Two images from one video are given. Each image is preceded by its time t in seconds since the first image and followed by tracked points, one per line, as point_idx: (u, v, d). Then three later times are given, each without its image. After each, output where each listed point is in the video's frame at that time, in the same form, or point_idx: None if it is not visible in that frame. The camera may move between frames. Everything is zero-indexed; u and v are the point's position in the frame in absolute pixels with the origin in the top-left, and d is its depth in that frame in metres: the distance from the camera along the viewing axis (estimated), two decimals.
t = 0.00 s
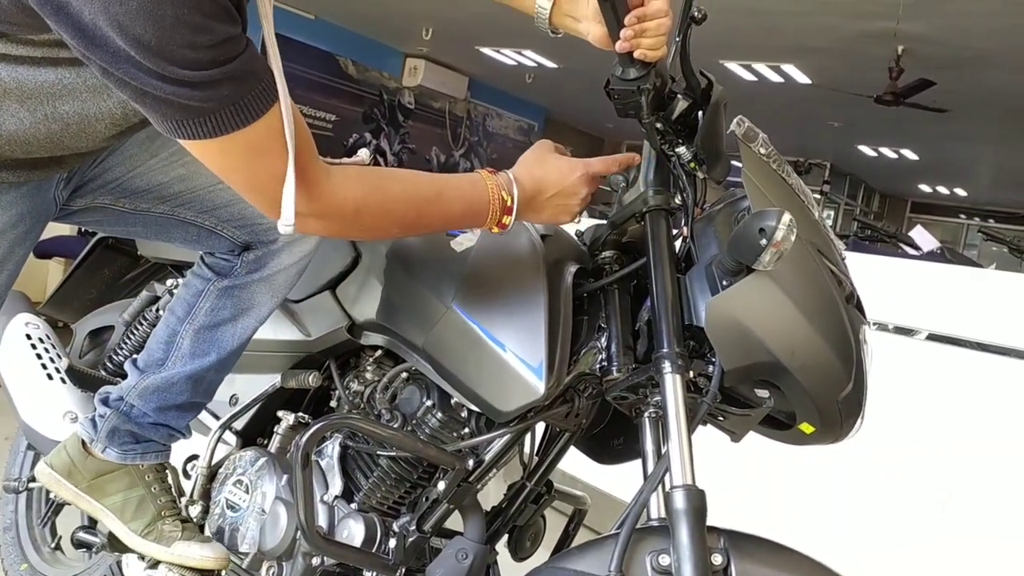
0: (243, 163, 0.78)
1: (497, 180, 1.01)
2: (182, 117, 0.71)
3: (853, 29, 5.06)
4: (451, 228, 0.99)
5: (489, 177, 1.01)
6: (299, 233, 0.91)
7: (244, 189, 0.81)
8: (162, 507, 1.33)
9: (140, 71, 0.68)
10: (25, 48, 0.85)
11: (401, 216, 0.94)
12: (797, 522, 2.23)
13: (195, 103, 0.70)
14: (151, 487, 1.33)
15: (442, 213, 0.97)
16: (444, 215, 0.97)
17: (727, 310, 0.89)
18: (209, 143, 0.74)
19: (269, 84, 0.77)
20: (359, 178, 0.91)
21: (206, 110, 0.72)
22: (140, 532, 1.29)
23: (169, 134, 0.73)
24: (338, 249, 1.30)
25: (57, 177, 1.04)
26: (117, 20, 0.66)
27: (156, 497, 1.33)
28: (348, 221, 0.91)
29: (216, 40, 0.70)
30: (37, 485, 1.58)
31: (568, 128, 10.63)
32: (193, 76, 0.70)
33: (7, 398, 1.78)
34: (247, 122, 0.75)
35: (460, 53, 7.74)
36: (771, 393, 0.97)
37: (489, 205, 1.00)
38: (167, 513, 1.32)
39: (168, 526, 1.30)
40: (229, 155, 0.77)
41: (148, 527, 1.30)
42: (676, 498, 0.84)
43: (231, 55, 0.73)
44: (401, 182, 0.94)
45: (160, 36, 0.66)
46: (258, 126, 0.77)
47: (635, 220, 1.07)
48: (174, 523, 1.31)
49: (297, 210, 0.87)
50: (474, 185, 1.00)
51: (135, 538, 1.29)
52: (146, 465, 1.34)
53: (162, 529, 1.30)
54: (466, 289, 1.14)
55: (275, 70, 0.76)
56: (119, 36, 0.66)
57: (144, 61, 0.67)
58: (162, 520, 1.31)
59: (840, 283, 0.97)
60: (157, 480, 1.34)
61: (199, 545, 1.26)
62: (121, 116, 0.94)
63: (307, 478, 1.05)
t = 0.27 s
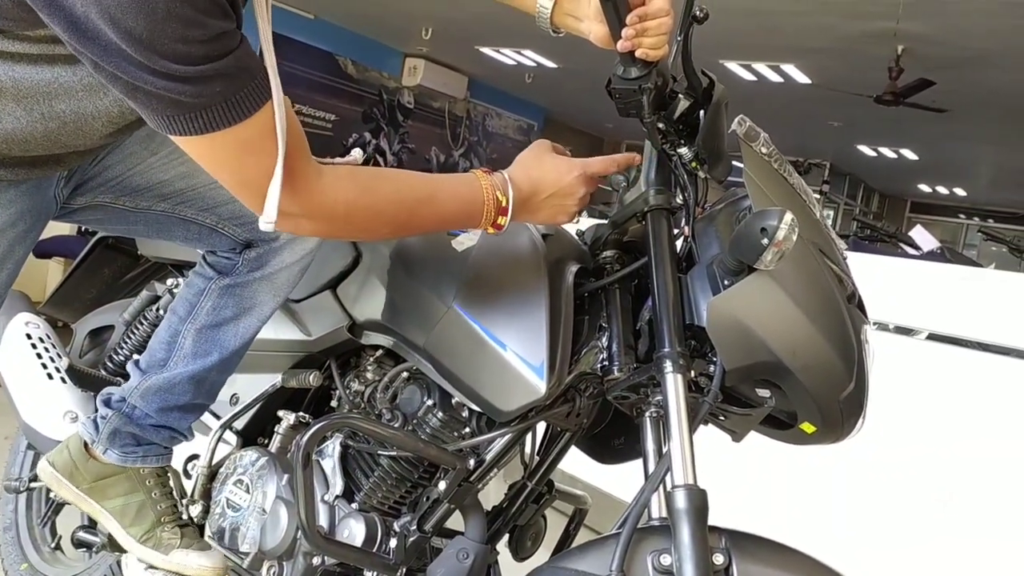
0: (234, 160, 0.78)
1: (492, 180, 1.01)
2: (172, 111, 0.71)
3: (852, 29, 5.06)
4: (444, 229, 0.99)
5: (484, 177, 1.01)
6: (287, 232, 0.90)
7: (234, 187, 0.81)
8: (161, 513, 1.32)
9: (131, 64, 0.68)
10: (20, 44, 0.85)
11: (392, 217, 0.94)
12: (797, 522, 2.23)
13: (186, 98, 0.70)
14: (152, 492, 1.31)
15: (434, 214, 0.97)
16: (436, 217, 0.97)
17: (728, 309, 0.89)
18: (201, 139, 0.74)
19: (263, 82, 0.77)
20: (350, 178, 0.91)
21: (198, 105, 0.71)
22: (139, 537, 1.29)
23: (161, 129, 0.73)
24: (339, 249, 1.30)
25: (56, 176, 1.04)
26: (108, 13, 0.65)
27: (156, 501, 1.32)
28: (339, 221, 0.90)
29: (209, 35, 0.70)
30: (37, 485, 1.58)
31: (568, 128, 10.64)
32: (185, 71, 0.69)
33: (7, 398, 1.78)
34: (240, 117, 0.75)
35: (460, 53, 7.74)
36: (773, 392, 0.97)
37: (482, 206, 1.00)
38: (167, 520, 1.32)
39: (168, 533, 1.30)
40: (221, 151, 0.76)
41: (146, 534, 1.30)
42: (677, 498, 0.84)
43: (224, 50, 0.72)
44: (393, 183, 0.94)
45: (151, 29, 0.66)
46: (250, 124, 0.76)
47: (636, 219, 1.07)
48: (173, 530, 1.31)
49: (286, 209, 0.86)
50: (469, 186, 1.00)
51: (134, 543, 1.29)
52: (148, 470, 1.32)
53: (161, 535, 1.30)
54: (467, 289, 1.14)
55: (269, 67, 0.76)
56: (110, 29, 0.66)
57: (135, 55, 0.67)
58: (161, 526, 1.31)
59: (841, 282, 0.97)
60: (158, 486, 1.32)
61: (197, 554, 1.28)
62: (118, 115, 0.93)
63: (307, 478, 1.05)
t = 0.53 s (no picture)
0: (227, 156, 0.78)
1: (485, 184, 1.00)
2: (168, 108, 0.71)
3: (853, 29, 5.06)
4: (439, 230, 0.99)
5: (478, 181, 1.00)
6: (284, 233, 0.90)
7: (227, 185, 0.81)
8: (164, 504, 1.32)
9: (126, 61, 0.67)
10: (19, 41, 0.85)
11: (386, 217, 0.94)
12: (798, 521, 2.23)
13: (181, 95, 0.70)
14: (154, 484, 1.32)
15: (429, 216, 0.97)
16: (430, 218, 0.97)
17: (728, 309, 0.89)
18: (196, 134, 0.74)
19: (258, 80, 0.77)
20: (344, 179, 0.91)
21: (192, 102, 0.71)
22: (143, 528, 1.29)
23: (155, 126, 0.73)
24: (340, 249, 1.30)
25: (57, 176, 1.04)
26: (103, 9, 0.65)
27: (158, 494, 1.32)
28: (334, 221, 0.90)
29: (204, 32, 0.70)
30: (38, 485, 1.58)
31: (569, 128, 10.64)
32: (180, 68, 0.69)
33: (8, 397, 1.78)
34: (235, 115, 0.75)
35: (460, 52, 7.74)
36: (774, 392, 0.97)
37: (478, 207, 1.00)
38: (170, 511, 1.32)
39: (171, 522, 1.30)
40: (215, 148, 0.76)
41: (150, 525, 1.30)
42: (678, 497, 0.84)
43: (219, 48, 0.72)
44: (389, 185, 0.94)
45: (146, 26, 0.66)
46: (246, 121, 0.76)
47: (637, 219, 1.07)
48: (176, 519, 1.31)
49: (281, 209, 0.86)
50: (462, 188, 0.99)
51: (137, 535, 1.29)
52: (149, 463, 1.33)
53: (164, 525, 1.30)
54: (467, 288, 1.14)
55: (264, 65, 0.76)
56: (105, 25, 0.66)
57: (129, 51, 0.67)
58: (164, 517, 1.31)
59: (842, 281, 0.97)
60: (159, 477, 1.33)
61: (202, 542, 1.22)
62: (117, 114, 0.93)
63: (308, 478, 1.05)
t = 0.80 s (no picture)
0: (223, 156, 0.78)
1: (484, 185, 1.01)
2: (165, 107, 0.71)
3: (854, 30, 5.06)
4: (437, 230, 0.99)
5: (476, 181, 1.01)
6: (280, 232, 0.90)
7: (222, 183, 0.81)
8: (163, 513, 1.33)
9: (125, 59, 0.68)
10: (21, 41, 0.85)
11: (383, 218, 0.94)
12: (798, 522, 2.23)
13: (179, 94, 0.70)
14: (153, 491, 1.33)
15: (426, 215, 0.97)
16: (428, 218, 0.97)
17: (729, 310, 0.89)
18: (193, 134, 0.74)
19: (257, 81, 0.77)
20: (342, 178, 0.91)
21: (190, 102, 0.71)
22: (141, 537, 1.30)
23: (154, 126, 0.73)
24: (341, 249, 1.30)
25: (60, 177, 1.04)
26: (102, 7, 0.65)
27: (157, 501, 1.33)
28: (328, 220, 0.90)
29: (202, 31, 0.70)
30: (39, 485, 1.58)
31: (569, 128, 10.64)
32: (179, 67, 0.69)
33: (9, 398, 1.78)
34: (232, 115, 0.75)
35: (461, 53, 7.74)
36: (774, 393, 0.97)
37: (475, 207, 1.00)
38: (168, 519, 1.33)
39: (169, 533, 1.32)
40: (213, 148, 0.76)
41: (148, 534, 1.31)
42: (678, 498, 0.84)
43: (217, 47, 0.72)
44: (388, 186, 0.94)
45: (144, 24, 0.66)
46: (243, 122, 0.76)
47: (638, 219, 1.07)
48: (174, 529, 1.33)
49: (276, 208, 0.87)
50: (460, 189, 1.00)
51: (134, 542, 1.30)
52: (149, 469, 1.34)
53: (162, 535, 1.31)
54: (468, 289, 1.14)
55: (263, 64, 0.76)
56: (104, 24, 0.66)
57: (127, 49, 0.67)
58: (161, 526, 1.32)
59: (842, 282, 0.97)
60: (158, 485, 1.34)
61: (199, 552, 1.28)
62: (117, 114, 0.94)
63: (309, 479, 1.05)
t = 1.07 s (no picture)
0: (218, 154, 0.78)
1: (478, 166, 1.00)
2: (157, 100, 0.72)
3: (856, 28, 5.05)
4: (431, 216, 0.99)
5: (469, 164, 1.01)
6: (275, 225, 0.92)
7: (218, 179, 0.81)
8: (165, 511, 1.32)
9: (116, 52, 0.69)
10: (16, 37, 0.85)
11: (376, 206, 0.95)
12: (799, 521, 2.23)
13: (170, 87, 0.71)
14: (155, 490, 1.32)
15: (419, 202, 0.97)
16: (421, 205, 0.97)
17: (730, 308, 0.89)
18: (184, 128, 0.75)
19: (249, 72, 0.77)
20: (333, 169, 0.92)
21: (182, 94, 0.72)
22: (142, 536, 1.30)
23: (148, 120, 0.74)
24: (343, 248, 1.30)
25: (61, 175, 1.04)
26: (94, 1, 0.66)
27: (160, 500, 1.33)
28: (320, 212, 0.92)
29: (194, 24, 0.71)
30: (40, 484, 1.58)
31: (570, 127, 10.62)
32: (169, 59, 0.70)
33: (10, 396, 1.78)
34: (223, 109, 0.75)
35: (462, 52, 7.74)
36: (775, 392, 0.96)
37: (469, 194, 1.00)
38: (170, 518, 1.33)
39: (170, 531, 1.31)
40: (206, 144, 0.77)
41: (150, 532, 1.30)
42: (679, 497, 0.84)
43: (208, 41, 0.73)
44: (382, 175, 0.95)
45: (135, 18, 0.67)
46: (235, 115, 0.77)
47: (639, 218, 1.07)
48: (176, 528, 1.32)
49: (269, 200, 0.88)
50: (452, 172, 1.00)
51: (137, 541, 1.29)
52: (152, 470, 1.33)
53: (164, 534, 1.30)
54: (469, 287, 1.14)
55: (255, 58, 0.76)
56: (96, 16, 0.67)
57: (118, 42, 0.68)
58: (164, 525, 1.32)
59: (843, 281, 0.97)
60: (161, 484, 1.33)
61: (201, 551, 1.29)
62: (114, 110, 0.93)
63: (310, 477, 1.05)
